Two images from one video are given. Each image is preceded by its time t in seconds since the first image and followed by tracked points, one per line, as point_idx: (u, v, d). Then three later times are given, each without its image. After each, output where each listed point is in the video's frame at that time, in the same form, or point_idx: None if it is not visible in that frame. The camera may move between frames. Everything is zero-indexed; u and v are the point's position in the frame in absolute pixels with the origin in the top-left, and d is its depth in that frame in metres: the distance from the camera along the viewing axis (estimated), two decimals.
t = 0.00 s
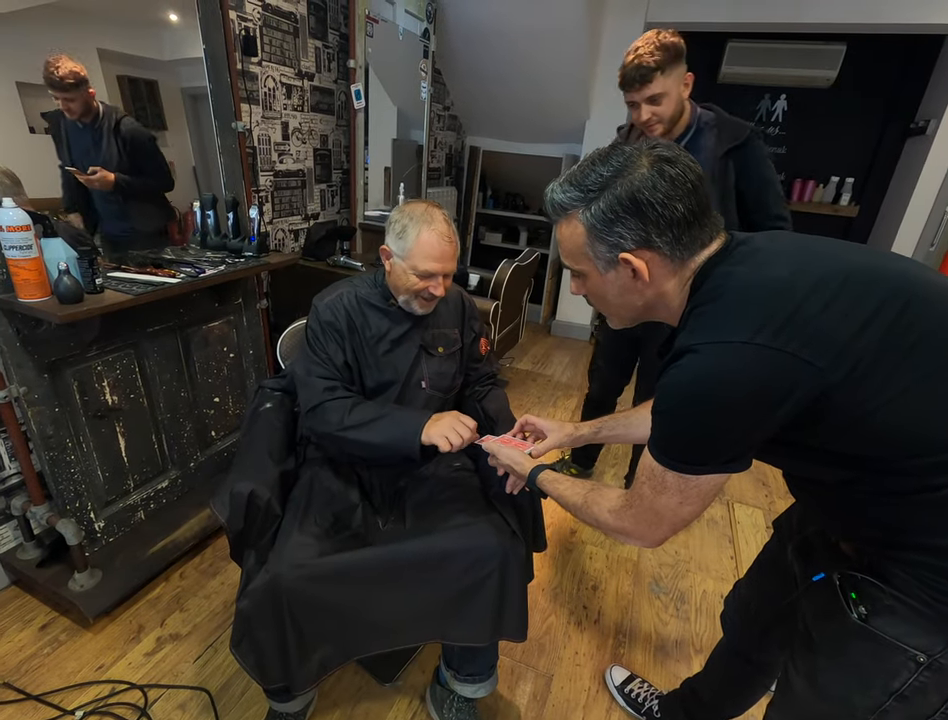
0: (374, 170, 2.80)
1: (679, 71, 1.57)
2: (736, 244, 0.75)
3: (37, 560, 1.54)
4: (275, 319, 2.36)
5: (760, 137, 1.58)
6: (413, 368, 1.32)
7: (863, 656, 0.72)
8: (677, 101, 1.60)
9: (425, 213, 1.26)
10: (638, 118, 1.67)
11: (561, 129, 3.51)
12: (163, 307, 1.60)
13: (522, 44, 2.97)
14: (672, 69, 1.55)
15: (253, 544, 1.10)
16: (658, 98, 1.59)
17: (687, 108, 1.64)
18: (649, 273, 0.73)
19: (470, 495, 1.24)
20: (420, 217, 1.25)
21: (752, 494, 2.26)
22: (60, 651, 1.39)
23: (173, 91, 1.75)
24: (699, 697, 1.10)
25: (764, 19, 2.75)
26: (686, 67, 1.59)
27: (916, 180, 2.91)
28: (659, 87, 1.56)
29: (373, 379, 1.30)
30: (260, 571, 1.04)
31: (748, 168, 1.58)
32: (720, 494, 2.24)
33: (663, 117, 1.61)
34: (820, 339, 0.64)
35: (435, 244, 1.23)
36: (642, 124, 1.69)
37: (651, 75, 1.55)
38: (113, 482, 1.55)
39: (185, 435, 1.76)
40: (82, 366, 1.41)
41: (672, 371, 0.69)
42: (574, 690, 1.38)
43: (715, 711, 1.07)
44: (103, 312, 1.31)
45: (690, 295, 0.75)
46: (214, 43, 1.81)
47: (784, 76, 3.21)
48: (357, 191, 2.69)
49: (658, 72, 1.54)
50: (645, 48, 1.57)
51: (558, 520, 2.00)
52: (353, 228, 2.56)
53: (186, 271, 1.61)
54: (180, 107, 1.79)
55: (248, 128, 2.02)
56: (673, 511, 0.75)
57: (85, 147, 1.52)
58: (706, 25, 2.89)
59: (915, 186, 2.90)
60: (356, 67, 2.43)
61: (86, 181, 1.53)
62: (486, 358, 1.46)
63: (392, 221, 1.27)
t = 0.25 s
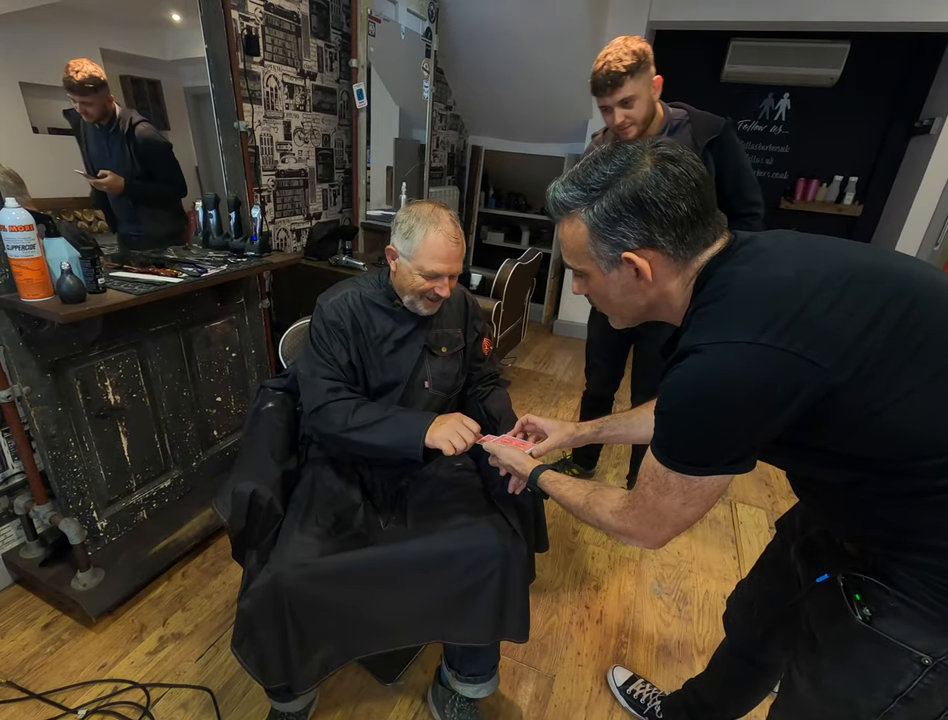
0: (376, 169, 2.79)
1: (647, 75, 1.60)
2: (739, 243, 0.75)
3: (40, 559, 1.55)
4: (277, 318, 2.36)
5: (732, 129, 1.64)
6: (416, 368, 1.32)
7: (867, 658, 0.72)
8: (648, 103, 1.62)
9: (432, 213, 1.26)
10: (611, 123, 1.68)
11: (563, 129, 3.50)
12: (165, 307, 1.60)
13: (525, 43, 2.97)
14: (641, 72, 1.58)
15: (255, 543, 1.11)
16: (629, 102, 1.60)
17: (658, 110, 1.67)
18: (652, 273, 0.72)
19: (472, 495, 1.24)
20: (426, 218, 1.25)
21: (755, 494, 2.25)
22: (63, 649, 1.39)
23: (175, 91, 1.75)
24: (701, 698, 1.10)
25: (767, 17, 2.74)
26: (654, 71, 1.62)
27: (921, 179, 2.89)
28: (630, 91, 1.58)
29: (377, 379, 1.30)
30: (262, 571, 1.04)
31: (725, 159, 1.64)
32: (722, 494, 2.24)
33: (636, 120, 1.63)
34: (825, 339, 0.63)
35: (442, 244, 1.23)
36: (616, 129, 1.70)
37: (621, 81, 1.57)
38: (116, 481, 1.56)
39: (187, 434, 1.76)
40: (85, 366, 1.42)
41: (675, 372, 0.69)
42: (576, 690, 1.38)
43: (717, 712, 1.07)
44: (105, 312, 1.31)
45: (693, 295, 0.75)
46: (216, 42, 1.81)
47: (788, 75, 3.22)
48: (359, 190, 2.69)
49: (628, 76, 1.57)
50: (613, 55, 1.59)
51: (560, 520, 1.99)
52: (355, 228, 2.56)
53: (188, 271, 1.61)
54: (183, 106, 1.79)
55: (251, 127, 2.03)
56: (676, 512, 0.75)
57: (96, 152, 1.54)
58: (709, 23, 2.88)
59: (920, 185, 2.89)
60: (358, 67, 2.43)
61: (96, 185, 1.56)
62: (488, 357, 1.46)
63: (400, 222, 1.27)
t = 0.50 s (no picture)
0: (376, 170, 2.80)
1: (623, 80, 1.64)
2: (739, 244, 0.75)
3: (40, 560, 1.55)
4: (277, 319, 2.36)
5: (707, 128, 1.73)
6: (417, 370, 1.32)
7: (868, 659, 0.72)
8: (626, 109, 1.67)
9: (433, 215, 1.26)
10: (590, 129, 1.73)
11: (562, 130, 3.50)
12: (166, 308, 1.61)
13: (524, 44, 2.97)
14: (617, 78, 1.63)
15: (255, 544, 1.11)
16: (607, 108, 1.65)
17: (634, 115, 1.72)
18: (651, 273, 0.72)
19: (472, 496, 1.24)
20: (427, 219, 1.25)
21: (755, 494, 2.25)
22: (63, 651, 1.39)
23: (176, 92, 1.75)
24: (702, 700, 1.09)
25: (767, 17, 2.74)
26: (630, 77, 1.67)
27: (922, 179, 2.89)
28: (607, 98, 1.63)
29: (378, 380, 1.30)
30: (261, 572, 1.04)
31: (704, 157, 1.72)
32: (723, 495, 2.23)
33: (614, 125, 1.68)
34: (824, 340, 0.63)
35: (443, 246, 1.23)
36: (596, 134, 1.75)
37: (598, 88, 1.62)
38: (116, 483, 1.56)
39: (188, 436, 1.76)
40: (85, 367, 1.42)
41: (673, 373, 0.69)
42: (577, 691, 1.38)
43: (718, 713, 1.07)
44: (105, 313, 1.31)
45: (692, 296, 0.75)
46: (216, 43, 1.81)
47: (788, 75, 3.22)
48: (359, 191, 2.69)
49: (605, 83, 1.61)
50: (590, 63, 1.64)
51: (561, 521, 1.99)
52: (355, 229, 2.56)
53: (188, 272, 1.60)
54: (184, 108, 1.79)
55: (251, 129, 2.03)
56: (676, 513, 0.75)
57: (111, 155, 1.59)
58: (709, 24, 2.88)
59: (920, 185, 2.88)
60: (358, 68, 2.43)
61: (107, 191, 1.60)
62: (489, 358, 1.47)
63: (400, 223, 1.27)
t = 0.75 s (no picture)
0: (376, 172, 2.80)
1: (618, 79, 1.65)
2: (736, 246, 0.75)
3: (39, 562, 1.55)
4: (276, 321, 2.36)
5: (699, 131, 1.76)
6: (417, 372, 1.32)
7: (866, 663, 0.72)
8: (620, 109, 1.68)
9: (434, 218, 1.26)
10: (585, 127, 1.74)
11: (561, 131, 3.50)
12: (165, 310, 1.60)
13: (523, 45, 2.97)
14: (612, 77, 1.63)
15: (253, 546, 1.11)
16: (602, 106, 1.66)
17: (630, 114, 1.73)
18: (649, 276, 0.72)
19: (471, 499, 1.24)
20: (427, 222, 1.25)
21: (755, 496, 2.25)
22: (61, 653, 1.39)
23: (176, 94, 1.75)
24: (701, 702, 1.09)
25: (765, 20, 2.75)
26: (625, 79, 1.68)
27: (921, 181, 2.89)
28: (603, 96, 1.63)
29: (379, 383, 1.29)
30: (259, 574, 1.04)
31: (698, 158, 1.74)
32: (722, 497, 2.23)
33: (609, 123, 1.69)
34: (821, 342, 0.63)
35: (444, 249, 1.23)
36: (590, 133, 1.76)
37: (594, 86, 1.62)
38: (115, 484, 1.55)
39: (187, 437, 1.76)
40: (85, 369, 1.42)
41: (671, 375, 0.69)
42: (577, 694, 1.37)
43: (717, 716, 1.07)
44: (105, 315, 1.31)
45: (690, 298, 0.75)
46: (216, 45, 1.81)
47: (787, 77, 3.23)
48: (359, 193, 2.69)
49: (600, 81, 1.62)
50: (586, 63, 1.66)
51: (560, 523, 1.99)
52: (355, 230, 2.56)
53: (187, 274, 1.60)
54: (184, 110, 1.79)
55: (250, 130, 2.03)
56: (673, 516, 0.75)
57: (116, 156, 1.61)
58: (708, 26, 2.89)
59: (919, 186, 2.89)
60: (358, 70, 2.44)
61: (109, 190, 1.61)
62: (489, 360, 1.46)
63: (401, 226, 1.27)
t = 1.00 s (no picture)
0: (375, 173, 2.80)
1: (618, 79, 1.65)
2: (734, 245, 0.75)
3: (39, 564, 1.55)
4: (276, 322, 2.36)
5: (696, 134, 1.77)
6: (418, 373, 1.32)
7: (866, 663, 0.72)
8: (618, 109, 1.68)
9: (435, 219, 1.26)
10: (583, 125, 1.74)
11: (560, 132, 3.50)
12: (164, 311, 1.60)
13: (522, 46, 2.97)
14: (611, 77, 1.63)
15: (253, 547, 1.11)
16: (600, 105, 1.66)
17: (628, 115, 1.72)
18: (647, 276, 0.72)
19: (471, 499, 1.24)
20: (429, 223, 1.25)
21: (755, 496, 2.25)
22: (61, 655, 1.39)
23: (175, 95, 1.75)
24: (701, 702, 1.09)
25: (764, 20, 2.75)
26: (625, 81, 1.68)
27: (919, 181, 2.90)
28: (601, 94, 1.63)
29: (380, 384, 1.29)
30: (258, 575, 1.04)
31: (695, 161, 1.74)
32: (722, 497, 2.23)
33: (606, 121, 1.69)
34: (819, 342, 0.63)
35: (445, 250, 1.23)
36: (588, 132, 1.75)
37: (592, 84, 1.62)
38: (114, 486, 1.55)
39: (186, 439, 1.76)
40: (84, 370, 1.41)
41: (668, 375, 0.69)
42: (577, 694, 1.37)
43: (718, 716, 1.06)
44: (104, 316, 1.31)
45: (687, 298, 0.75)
46: (215, 46, 1.81)
47: (786, 77, 3.23)
48: (358, 194, 2.69)
49: (598, 80, 1.62)
50: (585, 62, 1.66)
51: (560, 524, 1.99)
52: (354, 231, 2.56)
53: (186, 275, 1.60)
54: (183, 111, 1.79)
55: (249, 131, 2.03)
56: (671, 516, 0.75)
57: (116, 158, 1.61)
58: (707, 26, 2.89)
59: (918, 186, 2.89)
60: (357, 71, 2.44)
61: (111, 191, 1.61)
62: (488, 361, 1.46)
63: (403, 227, 1.27)
